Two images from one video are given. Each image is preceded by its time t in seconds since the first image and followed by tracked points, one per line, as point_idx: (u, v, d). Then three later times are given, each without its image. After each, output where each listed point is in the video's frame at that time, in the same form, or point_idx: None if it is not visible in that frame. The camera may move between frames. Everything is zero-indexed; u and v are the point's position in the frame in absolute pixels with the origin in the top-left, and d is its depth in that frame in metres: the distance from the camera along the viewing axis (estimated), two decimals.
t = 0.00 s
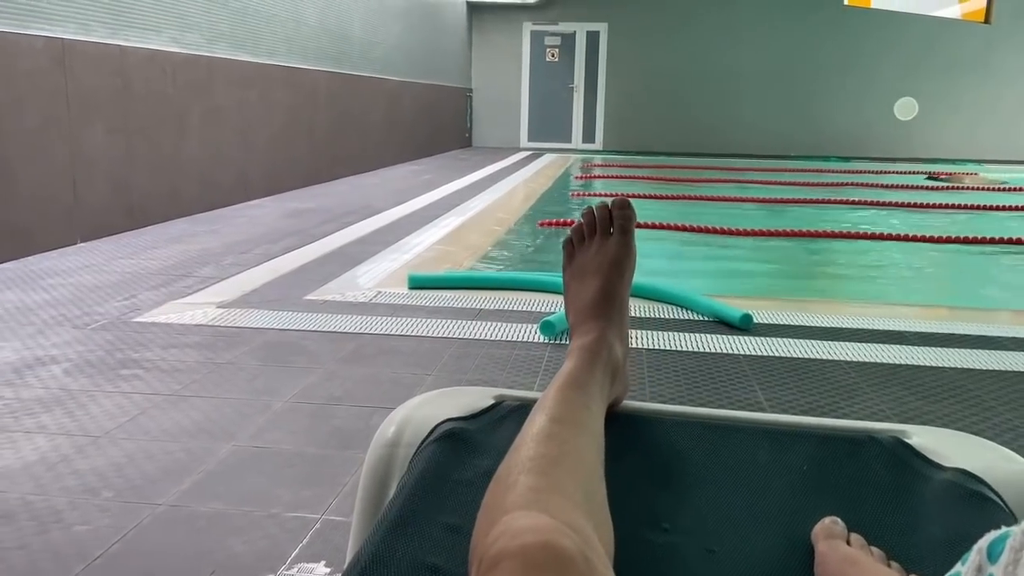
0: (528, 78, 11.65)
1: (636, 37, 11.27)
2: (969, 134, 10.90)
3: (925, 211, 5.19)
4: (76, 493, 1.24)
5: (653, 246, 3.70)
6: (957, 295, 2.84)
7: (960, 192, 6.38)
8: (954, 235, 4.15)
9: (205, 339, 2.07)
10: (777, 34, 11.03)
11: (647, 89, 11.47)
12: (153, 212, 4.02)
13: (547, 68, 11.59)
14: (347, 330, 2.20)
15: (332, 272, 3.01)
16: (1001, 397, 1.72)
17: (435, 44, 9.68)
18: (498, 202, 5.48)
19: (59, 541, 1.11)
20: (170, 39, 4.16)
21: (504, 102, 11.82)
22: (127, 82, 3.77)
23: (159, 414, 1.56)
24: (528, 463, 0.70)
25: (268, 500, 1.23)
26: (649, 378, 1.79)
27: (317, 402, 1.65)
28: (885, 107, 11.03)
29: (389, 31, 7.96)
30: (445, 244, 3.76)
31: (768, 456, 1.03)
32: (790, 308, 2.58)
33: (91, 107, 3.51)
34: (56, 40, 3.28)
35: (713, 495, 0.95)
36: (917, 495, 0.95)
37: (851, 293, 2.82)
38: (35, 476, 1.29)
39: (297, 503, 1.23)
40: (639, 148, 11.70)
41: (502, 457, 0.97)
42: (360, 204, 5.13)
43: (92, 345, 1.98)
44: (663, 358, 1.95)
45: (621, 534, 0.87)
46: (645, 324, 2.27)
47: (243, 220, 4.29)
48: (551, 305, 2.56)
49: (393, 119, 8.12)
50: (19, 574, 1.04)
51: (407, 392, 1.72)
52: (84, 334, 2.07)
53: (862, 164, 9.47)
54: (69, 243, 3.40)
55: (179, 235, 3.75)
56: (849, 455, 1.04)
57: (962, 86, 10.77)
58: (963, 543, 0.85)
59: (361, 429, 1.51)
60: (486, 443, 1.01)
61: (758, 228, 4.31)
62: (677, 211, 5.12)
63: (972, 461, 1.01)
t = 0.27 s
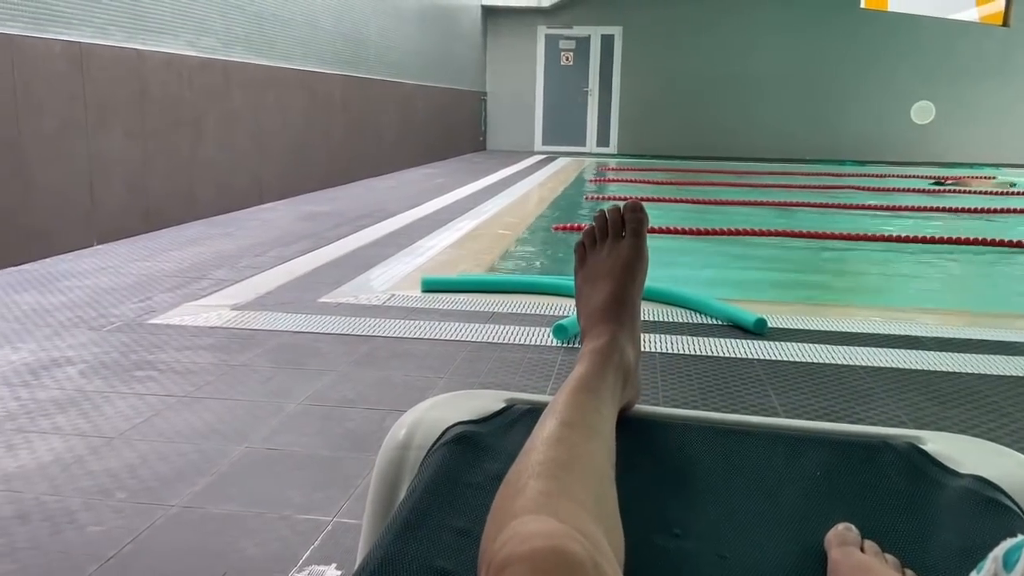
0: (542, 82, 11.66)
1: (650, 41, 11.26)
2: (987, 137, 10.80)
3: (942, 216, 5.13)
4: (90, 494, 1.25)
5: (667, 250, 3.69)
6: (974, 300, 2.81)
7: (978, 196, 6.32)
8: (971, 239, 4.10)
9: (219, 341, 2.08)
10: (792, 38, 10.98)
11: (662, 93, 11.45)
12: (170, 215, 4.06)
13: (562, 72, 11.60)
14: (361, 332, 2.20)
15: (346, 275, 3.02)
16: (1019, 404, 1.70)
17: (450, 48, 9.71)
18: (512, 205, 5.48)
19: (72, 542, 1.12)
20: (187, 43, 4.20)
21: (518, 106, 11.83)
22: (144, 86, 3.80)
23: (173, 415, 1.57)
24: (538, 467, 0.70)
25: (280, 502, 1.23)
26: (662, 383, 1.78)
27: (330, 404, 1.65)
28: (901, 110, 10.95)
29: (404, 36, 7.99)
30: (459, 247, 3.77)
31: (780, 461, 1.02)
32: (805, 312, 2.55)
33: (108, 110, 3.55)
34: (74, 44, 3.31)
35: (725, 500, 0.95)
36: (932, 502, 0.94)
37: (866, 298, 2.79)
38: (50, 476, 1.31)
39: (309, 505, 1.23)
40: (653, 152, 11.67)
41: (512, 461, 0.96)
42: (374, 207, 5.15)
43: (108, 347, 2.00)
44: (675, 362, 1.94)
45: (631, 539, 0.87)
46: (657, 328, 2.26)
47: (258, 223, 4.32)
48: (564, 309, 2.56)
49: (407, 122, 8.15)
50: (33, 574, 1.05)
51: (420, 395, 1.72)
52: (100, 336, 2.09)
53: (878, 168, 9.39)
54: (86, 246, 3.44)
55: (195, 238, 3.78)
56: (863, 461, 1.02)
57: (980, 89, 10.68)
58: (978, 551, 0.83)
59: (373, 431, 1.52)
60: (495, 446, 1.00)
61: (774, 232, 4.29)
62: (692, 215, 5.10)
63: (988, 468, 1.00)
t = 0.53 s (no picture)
0: (564, 86, 11.66)
1: (673, 45, 11.22)
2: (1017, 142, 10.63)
3: (971, 221, 5.06)
4: (123, 494, 1.28)
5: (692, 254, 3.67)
6: (1004, 306, 2.76)
7: (1008, 201, 6.22)
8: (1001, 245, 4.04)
9: (247, 343, 2.11)
10: (817, 41, 10.89)
11: (685, 97, 11.40)
12: (198, 218, 4.11)
13: (584, 76, 11.59)
14: (386, 336, 2.22)
15: (370, 278, 3.05)
16: None
17: (473, 53, 9.75)
18: (535, 209, 5.49)
19: (106, 540, 1.14)
20: (216, 49, 4.26)
21: (540, 110, 11.85)
22: (173, 91, 3.86)
23: (203, 416, 1.59)
24: (570, 471, 0.71)
25: (308, 503, 1.25)
26: (688, 387, 1.78)
27: (356, 406, 1.67)
28: (929, 114, 10.82)
29: (428, 41, 8.04)
30: (482, 251, 3.78)
31: (811, 468, 1.02)
32: (831, 318, 2.53)
33: (139, 115, 3.61)
34: (107, 50, 3.38)
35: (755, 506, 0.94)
36: (965, 511, 0.93)
37: (894, 304, 2.76)
38: (84, 476, 1.33)
39: (337, 506, 1.24)
40: (676, 156, 11.63)
41: (542, 465, 0.97)
42: (398, 211, 5.19)
43: (139, 348, 2.03)
44: (701, 367, 1.93)
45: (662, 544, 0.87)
46: (682, 333, 2.25)
47: (284, 226, 4.37)
48: (588, 313, 2.56)
49: (431, 126, 8.19)
50: (68, 572, 1.07)
51: (445, 398, 1.73)
52: (131, 337, 2.13)
53: (905, 172, 9.29)
54: (117, 249, 3.50)
55: (222, 241, 3.83)
56: (894, 469, 1.02)
57: (1011, 93, 10.52)
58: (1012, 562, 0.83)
59: (399, 433, 1.53)
60: (525, 450, 1.01)
61: (799, 236, 4.25)
62: (716, 219, 5.07)
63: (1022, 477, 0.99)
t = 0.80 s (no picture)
0: (583, 89, 11.66)
1: (693, 49, 11.19)
2: None
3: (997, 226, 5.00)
4: (151, 496, 1.29)
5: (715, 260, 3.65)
6: None
7: None
8: None
9: (271, 346, 2.13)
10: (839, 44, 10.82)
11: (705, 101, 11.36)
12: (221, 222, 4.15)
13: (603, 80, 11.58)
14: (408, 340, 2.23)
15: (391, 282, 3.06)
16: None
17: (492, 57, 9.77)
18: (554, 214, 5.49)
19: (134, 542, 1.15)
20: (240, 55, 4.31)
21: (559, 115, 11.85)
22: (198, 96, 3.90)
23: (229, 419, 1.60)
24: (604, 480, 0.71)
25: (333, 507, 1.25)
26: (713, 394, 1.77)
27: (379, 410, 1.67)
28: (952, 118, 10.70)
29: (448, 45, 8.07)
30: (502, 256, 3.78)
31: (843, 477, 1.01)
32: (856, 324, 2.50)
33: (165, 120, 3.65)
34: (134, 56, 3.42)
35: (788, 515, 0.94)
36: (1002, 523, 0.92)
37: (920, 310, 2.73)
38: (112, 477, 1.35)
39: (361, 510, 1.25)
40: (696, 160, 11.58)
41: (573, 472, 0.96)
42: (418, 215, 5.21)
43: (166, 351, 2.06)
44: (726, 374, 1.92)
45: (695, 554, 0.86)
46: (705, 339, 2.24)
47: (306, 230, 4.41)
48: (609, 318, 2.55)
49: (450, 130, 8.22)
50: (98, 572, 1.08)
51: (467, 403, 1.73)
52: (157, 340, 2.15)
53: (928, 176, 9.18)
54: (142, 252, 3.54)
55: (245, 245, 3.86)
56: (929, 479, 1.00)
57: None
58: None
59: (422, 437, 1.53)
60: (556, 457, 1.01)
61: (822, 242, 4.21)
62: (737, 224, 5.04)
63: None
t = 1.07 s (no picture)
0: (608, 94, 11.63)
1: (719, 54, 11.12)
2: None
3: None
4: (181, 498, 1.31)
5: (741, 266, 3.62)
6: None
7: None
8: None
9: (298, 350, 2.15)
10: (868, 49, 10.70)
11: (731, 106, 11.28)
12: (249, 226, 4.20)
13: (629, 85, 11.55)
14: (433, 345, 2.24)
15: (416, 288, 3.08)
16: None
17: (517, 63, 9.79)
18: (579, 219, 5.48)
19: (166, 544, 1.17)
20: (269, 62, 4.36)
21: (584, 120, 11.83)
22: (228, 103, 3.96)
23: (257, 423, 1.62)
24: (633, 488, 0.71)
25: (359, 511, 1.26)
26: (740, 402, 1.75)
27: (405, 415, 1.68)
28: (984, 124, 10.54)
29: (473, 51, 8.11)
30: (526, 261, 3.79)
31: (875, 488, 0.99)
32: (885, 333, 2.47)
33: (195, 127, 3.71)
34: (165, 64, 3.48)
35: (819, 526, 0.93)
36: None
37: (951, 319, 2.68)
38: (144, 479, 1.37)
39: (387, 515, 1.25)
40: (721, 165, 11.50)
41: (600, 481, 0.96)
42: (442, 220, 5.23)
43: (195, 354, 2.09)
44: (753, 382, 1.90)
45: (723, 564, 0.86)
46: (732, 346, 2.22)
47: (332, 235, 4.45)
48: (634, 324, 2.54)
49: (475, 135, 8.25)
50: (129, 573, 1.10)
51: (492, 408, 1.73)
52: (187, 344, 2.18)
53: (959, 182, 9.04)
54: (172, 257, 3.59)
55: (273, 250, 3.91)
56: (962, 491, 0.99)
57: None
58: None
59: (448, 443, 1.54)
60: (583, 465, 1.00)
61: (850, 248, 4.16)
62: (763, 230, 5.00)
63: None
